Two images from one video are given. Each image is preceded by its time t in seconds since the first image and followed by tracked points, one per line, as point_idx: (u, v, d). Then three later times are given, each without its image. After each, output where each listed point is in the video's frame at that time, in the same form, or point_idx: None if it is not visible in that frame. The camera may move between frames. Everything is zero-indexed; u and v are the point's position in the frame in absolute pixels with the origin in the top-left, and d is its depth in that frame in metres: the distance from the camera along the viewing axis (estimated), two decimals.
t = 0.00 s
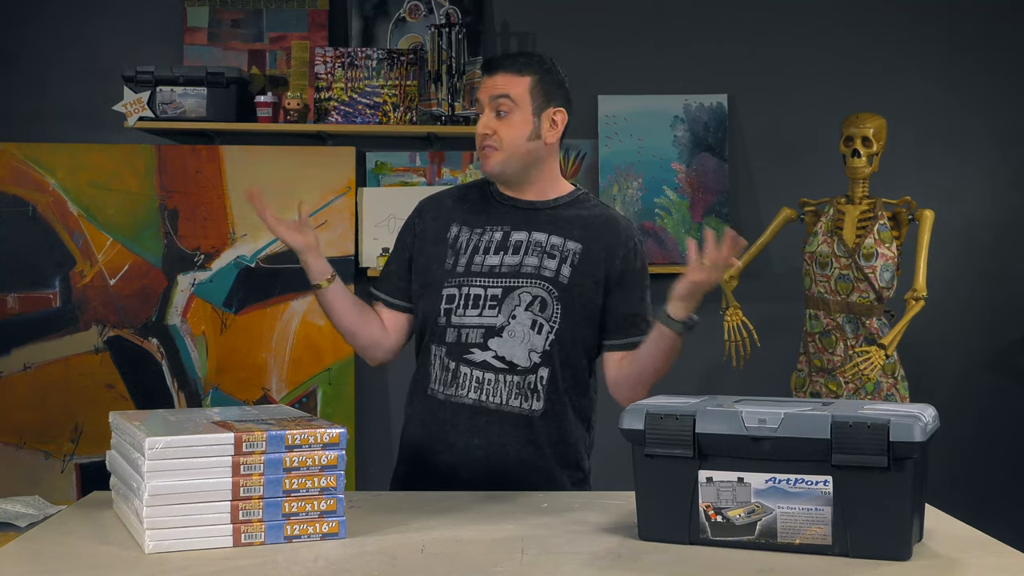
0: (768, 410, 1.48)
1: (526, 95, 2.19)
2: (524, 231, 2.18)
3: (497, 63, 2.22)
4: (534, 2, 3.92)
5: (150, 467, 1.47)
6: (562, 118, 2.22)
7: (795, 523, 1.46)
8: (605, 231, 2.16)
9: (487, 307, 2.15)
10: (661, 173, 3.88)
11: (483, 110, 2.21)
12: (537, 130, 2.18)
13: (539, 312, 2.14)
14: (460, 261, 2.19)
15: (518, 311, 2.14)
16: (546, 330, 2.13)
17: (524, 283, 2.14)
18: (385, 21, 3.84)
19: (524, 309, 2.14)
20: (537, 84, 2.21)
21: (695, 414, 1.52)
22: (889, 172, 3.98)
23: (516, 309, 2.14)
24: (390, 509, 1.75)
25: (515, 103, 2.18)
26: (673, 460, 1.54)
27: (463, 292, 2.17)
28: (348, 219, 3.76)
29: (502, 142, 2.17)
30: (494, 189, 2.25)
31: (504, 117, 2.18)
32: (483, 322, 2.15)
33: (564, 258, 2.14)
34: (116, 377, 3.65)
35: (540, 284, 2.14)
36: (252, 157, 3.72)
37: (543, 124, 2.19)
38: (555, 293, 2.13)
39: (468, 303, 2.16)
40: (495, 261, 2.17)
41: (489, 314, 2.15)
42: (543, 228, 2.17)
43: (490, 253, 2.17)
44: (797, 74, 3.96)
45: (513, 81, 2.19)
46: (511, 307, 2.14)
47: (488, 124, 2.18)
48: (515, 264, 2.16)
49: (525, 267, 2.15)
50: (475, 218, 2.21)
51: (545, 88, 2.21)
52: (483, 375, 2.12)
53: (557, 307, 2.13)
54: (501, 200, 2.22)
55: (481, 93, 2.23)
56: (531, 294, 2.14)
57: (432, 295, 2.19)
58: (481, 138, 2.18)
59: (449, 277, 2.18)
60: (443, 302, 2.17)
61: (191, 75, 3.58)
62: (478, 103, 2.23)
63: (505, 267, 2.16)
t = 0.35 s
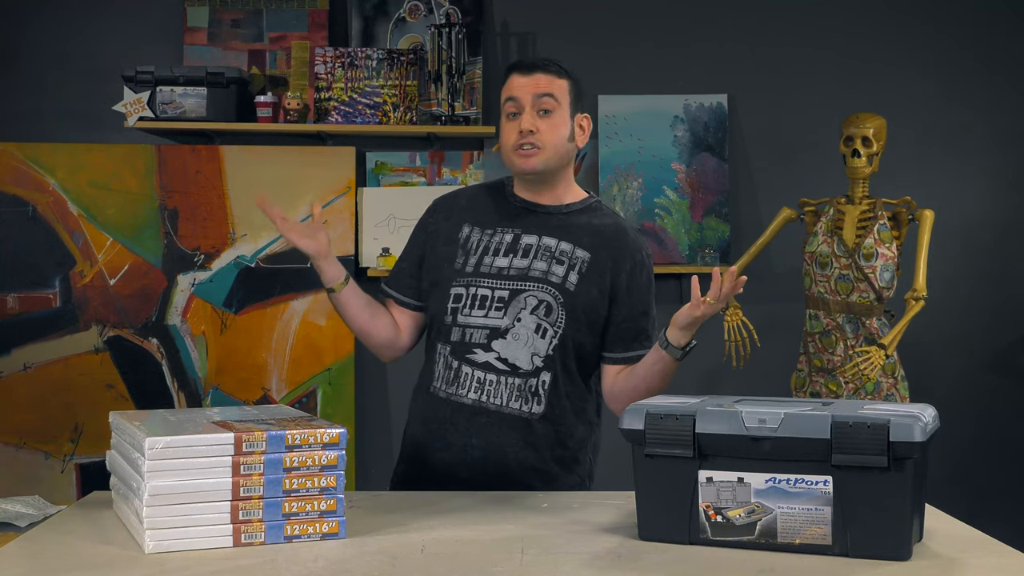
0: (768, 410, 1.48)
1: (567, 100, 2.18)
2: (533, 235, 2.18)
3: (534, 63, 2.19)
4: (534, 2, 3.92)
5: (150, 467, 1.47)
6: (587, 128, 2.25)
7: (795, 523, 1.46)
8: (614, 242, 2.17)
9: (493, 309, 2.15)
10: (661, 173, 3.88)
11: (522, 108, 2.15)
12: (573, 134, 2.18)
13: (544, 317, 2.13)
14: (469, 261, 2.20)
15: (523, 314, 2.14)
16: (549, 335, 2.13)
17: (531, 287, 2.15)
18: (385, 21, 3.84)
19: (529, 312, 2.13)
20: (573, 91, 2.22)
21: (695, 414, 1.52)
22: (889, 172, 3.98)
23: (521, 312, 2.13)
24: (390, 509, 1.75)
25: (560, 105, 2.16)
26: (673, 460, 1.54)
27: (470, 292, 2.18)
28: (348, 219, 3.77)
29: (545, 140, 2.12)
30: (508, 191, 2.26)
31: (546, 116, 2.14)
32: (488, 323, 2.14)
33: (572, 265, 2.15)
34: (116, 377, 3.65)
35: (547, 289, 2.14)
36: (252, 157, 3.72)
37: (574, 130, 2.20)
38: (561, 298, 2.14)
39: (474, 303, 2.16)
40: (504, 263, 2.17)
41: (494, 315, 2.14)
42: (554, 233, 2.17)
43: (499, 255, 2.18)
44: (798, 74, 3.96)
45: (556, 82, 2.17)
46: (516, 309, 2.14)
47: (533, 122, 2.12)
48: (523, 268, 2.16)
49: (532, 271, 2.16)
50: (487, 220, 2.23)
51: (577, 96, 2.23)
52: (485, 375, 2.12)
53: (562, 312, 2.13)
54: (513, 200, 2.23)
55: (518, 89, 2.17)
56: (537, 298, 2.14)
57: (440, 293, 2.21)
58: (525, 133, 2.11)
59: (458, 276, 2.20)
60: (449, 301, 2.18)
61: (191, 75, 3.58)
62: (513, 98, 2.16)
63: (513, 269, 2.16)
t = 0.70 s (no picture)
0: (768, 410, 1.48)
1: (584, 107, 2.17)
2: (539, 238, 2.17)
3: (552, 66, 2.14)
4: (534, 2, 3.92)
5: (150, 467, 1.47)
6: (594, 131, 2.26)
7: (795, 523, 1.46)
8: (620, 245, 2.17)
9: (499, 312, 2.15)
10: (661, 173, 3.88)
11: (541, 115, 2.12)
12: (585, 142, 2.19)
13: (550, 321, 2.14)
14: (475, 264, 2.19)
15: (529, 318, 2.14)
16: (555, 338, 2.13)
17: (537, 291, 2.14)
18: (385, 21, 3.84)
19: (535, 316, 2.13)
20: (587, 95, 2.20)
21: (695, 414, 1.52)
22: (889, 172, 3.98)
23: (527, 316, 2.13)
24: (390, 509, 1.75)
25: (577, 113, 2.15)
26: (673, 460, 1.54)
27: (476, 296, 2.17)
28: (348, 219, 3.76)
29: (562, 151, 2.12)
30: (514, 192, 2.25)
31: (564, 125, 2.13)
32: (494, 327, 2.14)
33: (578, 268, 2.15)
34: (116, 377, 3.65)
35: (553, 293, 2.14)
36: (252, 157, 3.72)
37: (586, 136, 2.20)
38: (566, 302, 2.13)
39: (480, 307, 2.16)
40: (509, 266, 2.17)
41: (500, 319, 2.14)
42: (559, 236, 2.17)
43: (504, 258, 2.18)
44: (798, 74, 3.96)
45: (574, 89, 2.15)
46: (522, 313, 2.14)
47: (552, 131, 2.11)
48: (529, 271, 2.16)
49: (538, 275, 2.15)
50: (492, 222, 2.22)
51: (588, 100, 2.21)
52: (491, 379, 2.13)
53: (567, 316, 2.13)
54: (518, 203, 2.22)
55: (536, 93, 2.13)
56: (543, 302, 2.14)
57: (446, 296, 2.20)
58: (544, 143, 2.11)
59: (464, 279, 2.19)
60: (455, 304, 2.18)
61: (190, 75, 3.58)
62: (531, 104, 2.13)
63: (519, 273, 2.16)
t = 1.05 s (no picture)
0: (768, 410, 1.48)
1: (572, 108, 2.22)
2: (529, 238, 2.18)
3: (544, 66, 2.20)
4: (534, 2, 3.92)
5: (150, 467, 1.47)
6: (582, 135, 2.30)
7: (795, 523, 1.46)
8: (610, 240, 2.18)
9: (492, 314, 2.16)
10: (661, 173, 3.88)
11: (529, 111, 2.17)
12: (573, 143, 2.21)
13: (544, 321, 2.15)
14: (465, 267, 2.20)
15: (523, 318, 2.15)
16: (550, 337, 2.15)
17: (529, 291, 2.16)
18: (386, 21, 3.84)
19: (529, 316, 2.15)
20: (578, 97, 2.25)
21: (695, 414, 1.52)
22: (889, 172, 3.98)
23: (521, 317, 2.15)
24: (390, 509, 1.75)
25: (565, 113, 2.19)
26: (673, 460, 1.54)
27: (468, 299, 2.17)
28: (348, 218, 3.76)
29: (550, 147, 2.15)
30: (501, 194, 2.25)
31: (552, 121, 2.17)
32: (488, 329, 2.15)
33: (569, 266, 2.16)
34: (116, 377, 3.65)
35: (546, 292, 2.15)
36: (252, 157, 3.72)
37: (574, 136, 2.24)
38: (559, 301, 2.15)
39: (473, 309, 2.16)
40: (500, 267, 2.18)
41: (493, 321, 2.15)
42: (548, 235, 2.18)
43: (495, 260, 2.19)
44: (798, 74, 3.96)
45: (563, 89, 2.20)
46: (516, 314, 2.16)
47: (540, 126, 2.15)
48: (520, 272, 2.17)
49: (530, 275, 2.17)
50: (480, 225, 2.22)
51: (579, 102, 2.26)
52: (487, 381, 2.13)
53: (561, 314, 2.15)
54: (507, 204, 2.22)
55: (526, 90, 2.18)
56: (536, 302, 2.15)
57: (437, 300, 2.20)
58: (531, 137, 2.14)
59: (455, 283, 2.19)
60: (448, 308, 2.18)
61: (191, 75, 3.58)
62: (521, 100, 2.18)
63: (510, 274, 2.17)
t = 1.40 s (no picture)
0: (768, 410, 1.48)
1: (567, 97, 2.26)
2: (548, 227, 2.25)
3: (533, 61, 2.27)
4: (534, 2, 3.92)
5: (150, 467, 1.47)
6: (591, 123, 2.31)
7: (795, 523, 1.46)
8: (627, 225, 2.24)
9: (514, 301, 2.22)
10: (661, 173, 3.88)
11: (521, 105, 2.24)
12: (573, 131, 2.25)
13: (567, 305, 2.21)
14: (486, 256, 2.25)
15: (546, 304, 2.21)
16: (573, 322, 2.20)
17: (551, 277, 2.22)
18: (385, 21, 3.84)
19: (551, 302, 2.21)
20: (574, 88, 2.29)
21: (695, 414, 1.52)
22: (889, 172, 3.98)
23: (543, 303, 2.21)
24: (390, 509, 1.75)
25: (557, 102, 2.24)
26: (673, 460, 1.54)
27: (490, 287, 2.24)
28: (348, 218, 3.75)
29: (542, 136, 2.20)
30: (516, 189, 2.32)
31: (544, 112, 2.23)
32: (511, 315, 2.21)
33: (590, 251, 2.22)
34: (116, 377, 3.65)
35: (567, 277, 2.21)
36: (252, 157, 3.72)
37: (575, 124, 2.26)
38: (582, 285, 2.21)
39: (495, 297, 2.23)
40: (521, 255, 2.24)
41: (516, 308, 2.22)
42: (567, 223, 2.24)
43: (516, 249, 2.24)
44: (798, 74, 3.96)
45: (556, 81, 2.26)
46: (538, 300, 2.21)
47: (530, 118, 2.22)
48: (541, 259, 2.23)
49: (551, 261, 2.22)
50: (500, 215, 2.28)
51: (579, 91, 2.30)
52: (512, 369, 2.18)
53: (584, 299, 2.21)
54: (524, 198, 2.29)
55: (519, 86, 2.26)
56: (559, 287, 2.21)
57: (459, 290, 2.26)
58: (522, 130, 2.21)
59: (476, 272, 2.25)
60: (470, 297, 2.24)
61: (191, 75, 3.58)
62: (514, 95, 2.25)
63: (532, 262, 2.23)
